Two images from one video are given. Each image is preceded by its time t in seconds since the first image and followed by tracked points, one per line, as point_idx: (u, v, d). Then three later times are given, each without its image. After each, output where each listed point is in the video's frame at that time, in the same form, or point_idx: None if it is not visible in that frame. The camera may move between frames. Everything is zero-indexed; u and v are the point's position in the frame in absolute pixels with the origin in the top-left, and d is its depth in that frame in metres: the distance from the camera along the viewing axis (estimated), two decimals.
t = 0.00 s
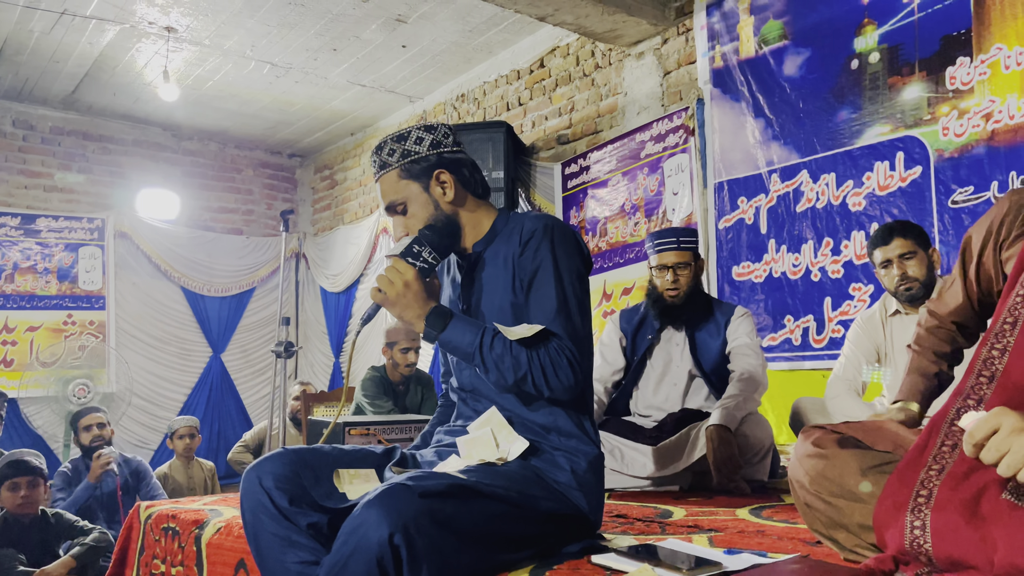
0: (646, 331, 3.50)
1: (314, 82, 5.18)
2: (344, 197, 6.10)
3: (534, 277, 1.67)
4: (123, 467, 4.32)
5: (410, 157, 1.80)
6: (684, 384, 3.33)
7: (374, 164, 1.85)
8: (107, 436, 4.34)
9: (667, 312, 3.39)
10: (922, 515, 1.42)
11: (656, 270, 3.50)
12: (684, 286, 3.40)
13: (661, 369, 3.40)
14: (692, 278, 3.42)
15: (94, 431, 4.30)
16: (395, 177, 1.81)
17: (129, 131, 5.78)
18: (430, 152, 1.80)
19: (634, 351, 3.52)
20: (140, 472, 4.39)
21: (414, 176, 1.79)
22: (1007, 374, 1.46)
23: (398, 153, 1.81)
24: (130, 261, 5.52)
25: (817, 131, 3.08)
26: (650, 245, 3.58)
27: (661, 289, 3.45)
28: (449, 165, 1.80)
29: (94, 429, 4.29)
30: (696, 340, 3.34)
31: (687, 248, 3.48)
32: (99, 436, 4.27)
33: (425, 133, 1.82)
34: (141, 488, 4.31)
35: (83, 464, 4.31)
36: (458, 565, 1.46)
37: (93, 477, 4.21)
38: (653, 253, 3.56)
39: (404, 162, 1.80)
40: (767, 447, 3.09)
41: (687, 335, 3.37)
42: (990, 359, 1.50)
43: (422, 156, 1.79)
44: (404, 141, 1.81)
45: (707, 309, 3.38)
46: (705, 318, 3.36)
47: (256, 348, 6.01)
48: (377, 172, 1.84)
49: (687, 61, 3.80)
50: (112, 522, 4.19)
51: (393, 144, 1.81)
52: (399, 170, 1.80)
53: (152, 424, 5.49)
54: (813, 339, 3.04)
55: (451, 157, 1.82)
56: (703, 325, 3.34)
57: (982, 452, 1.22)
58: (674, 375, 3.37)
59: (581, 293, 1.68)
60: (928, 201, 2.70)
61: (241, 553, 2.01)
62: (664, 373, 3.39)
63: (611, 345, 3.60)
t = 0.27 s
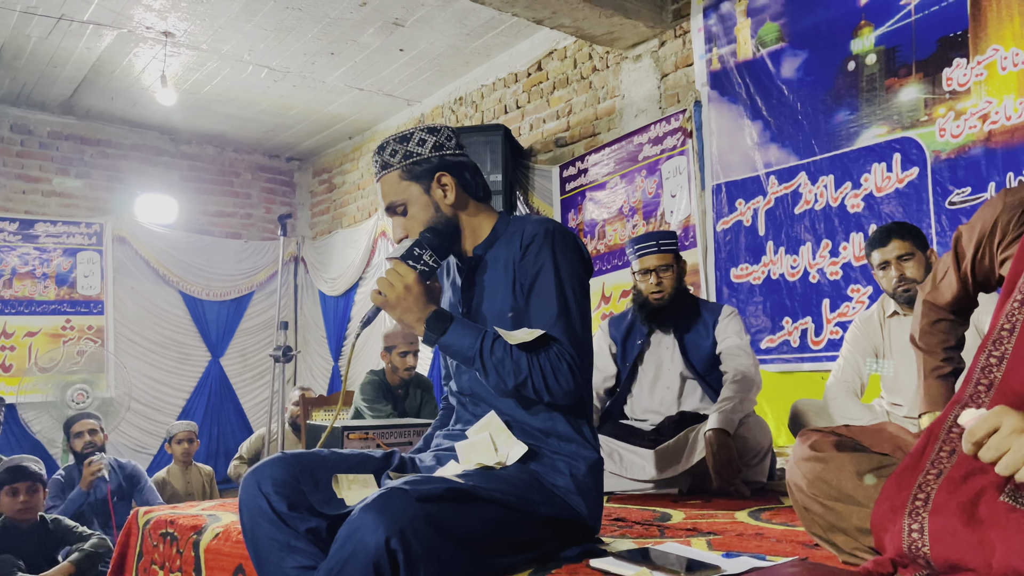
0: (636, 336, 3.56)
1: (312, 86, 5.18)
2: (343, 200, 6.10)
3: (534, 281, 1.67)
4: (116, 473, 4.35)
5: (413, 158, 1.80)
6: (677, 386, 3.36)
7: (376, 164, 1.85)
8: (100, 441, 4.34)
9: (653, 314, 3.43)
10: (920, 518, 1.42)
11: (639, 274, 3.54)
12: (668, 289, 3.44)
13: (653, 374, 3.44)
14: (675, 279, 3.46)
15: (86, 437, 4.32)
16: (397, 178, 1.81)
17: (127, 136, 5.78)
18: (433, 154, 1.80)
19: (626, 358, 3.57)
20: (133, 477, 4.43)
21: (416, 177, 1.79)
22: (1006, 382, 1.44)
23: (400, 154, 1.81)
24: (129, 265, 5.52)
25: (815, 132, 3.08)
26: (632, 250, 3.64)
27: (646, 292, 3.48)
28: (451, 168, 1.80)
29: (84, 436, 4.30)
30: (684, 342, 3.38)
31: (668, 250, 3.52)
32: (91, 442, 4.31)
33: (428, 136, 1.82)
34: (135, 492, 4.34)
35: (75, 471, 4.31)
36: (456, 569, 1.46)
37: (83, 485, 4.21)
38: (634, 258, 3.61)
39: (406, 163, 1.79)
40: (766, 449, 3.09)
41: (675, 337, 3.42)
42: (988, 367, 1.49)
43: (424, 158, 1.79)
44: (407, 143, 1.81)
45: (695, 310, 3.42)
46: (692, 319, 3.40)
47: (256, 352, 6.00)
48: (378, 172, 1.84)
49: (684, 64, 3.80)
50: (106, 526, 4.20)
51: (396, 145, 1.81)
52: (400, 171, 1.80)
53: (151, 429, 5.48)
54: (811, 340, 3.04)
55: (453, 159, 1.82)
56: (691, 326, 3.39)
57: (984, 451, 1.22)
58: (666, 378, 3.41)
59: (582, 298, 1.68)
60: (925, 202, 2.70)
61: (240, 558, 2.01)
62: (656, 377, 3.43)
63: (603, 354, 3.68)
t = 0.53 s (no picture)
0: (632, 339, 3.57)
1: (314, 89, 5.18)
2: (345, 203, 6.10)
3: (538, 284, 1.67)
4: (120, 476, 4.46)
5: (417, 162, 1.80)
6: (677, 387, 3.36)
7: (380, 166, 1.85)
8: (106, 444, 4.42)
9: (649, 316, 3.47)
10: (925, 520, 1.41)
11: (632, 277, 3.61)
12: (662, 290, 3.50)
13: (652, 376, 3.44)
14: (668, 280, 3.52)
15: (93, 439, 4.37)
16: (401, 182, 1.80)
17: (130, 139, 5.79)
18: (437, 158, 1.80)
19: (623, 362, 3.57)
20: (137, 482, 4.56)
21: (420, 181, 1.79)
22: (1011, 387, 1.44)
23: (405, 157, 1.81)
24: (132, 268, 5.53)
25: (817, 133, 3.08)
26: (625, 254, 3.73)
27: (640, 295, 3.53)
28: (456, 172, 1.80)
29: (92, 438, 4.35)
30: (682, 343, 3.41)
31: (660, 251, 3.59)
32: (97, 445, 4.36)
33: (433, 139, 1.82)
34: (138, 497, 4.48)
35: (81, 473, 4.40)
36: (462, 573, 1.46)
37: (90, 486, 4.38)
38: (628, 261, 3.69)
39: (411, 167, 1.79)
40: (769, 451, 3.11)
41: (672, 338, 3.45)
42: (994, 372, 1.48)
43: (429, 161, 1.79)
44: (412, 146, 1.81)
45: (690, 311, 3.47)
46: (688, 319, 3.44)
47: (258, 355, 6.01)
48: (382, 175, 1.84)
49: (686, 65, 3.80)
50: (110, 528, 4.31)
51: (400, 148, 1.81)
52: (405, 174, 1.80)
53: (154, 433, 5.49)
54: (815, 342, 3.03)
55: (458, 163, 1.81)
56: (687, 327, 3.42)
57: (987, 453, 1.21)
58: (665, 380, 3.41)
59: (585, 302, 1.68)
60: (928, 203, 2.69)
61: (244, 561, 2.01)
62: (656, 379, 3.43)
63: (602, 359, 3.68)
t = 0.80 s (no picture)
0: (642, 340, 3.51)
1: (321, 92, 5.19)
2: (351, 206, 6.11)
3: (543, 286, 1.67)
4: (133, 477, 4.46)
5: (420, 166, 1.80)
6: (687, 388, 3.32)
7: (384, 171, 1.85)
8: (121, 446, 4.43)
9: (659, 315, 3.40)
10: (937, 523, 1.41)
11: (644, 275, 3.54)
12: (674, 290, 3.40)
13: (661, 377, 3.40)
14: (683, 279, 3.42)
15: (110, 439, 4.38)
16: (404, 186, 1.81)
17: (137, 142, 5.80)
18: (440, 161, 1.80)
19: (633, 362, 3.52)
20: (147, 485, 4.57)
21: (424, 185, 1.79)
22: None
23: (407, 162, 1.81)
24: (138, 271, 5.54)
25: (825, 135, 3.07)
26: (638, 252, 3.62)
27: (652, 293, 3.43)
28: (459, 174, 1.80)
29: (109, 438, 4.35)
30: (692, 343, 3.35)
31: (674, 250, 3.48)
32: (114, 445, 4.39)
33: (436, 142, 1.82)
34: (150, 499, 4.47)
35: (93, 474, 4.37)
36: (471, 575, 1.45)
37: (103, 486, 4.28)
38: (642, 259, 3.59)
39: (414, 171, 1.80)
40: (777, 453, 3.08)
41: (682, 338, 3.38)
42: (1007, 376, 1.44)
43: (432, 165, 1.79)
44: (414, 150, 1.81)
45: (701, 310, 3.41)
46: (698, 320, 3.39)
47: (265, 357, 6.02)
48: (385, 180, 1.85)
49: (692, 67, 3.80)
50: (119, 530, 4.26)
51: (403, 152, 1.81)
52: (408, 179, 1.80)
53: (162, 435, 5.50)
54: (822, 344, 3.04)
55: (462, 165, 1.82)
56: (697, 327, 3.36)
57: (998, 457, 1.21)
58: (674, 381, 3.36)
59: (591, 304, 1.67)
60: (937, 204, 2.69)
61: (252, 563, 2.01)
62: (665, 380, 3.38)
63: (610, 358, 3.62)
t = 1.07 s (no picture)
0: (660, 341, 3.61)
1: (330, 95, 5.21)
2: (360, 209, 6.13)
3: (551, 289, 1.67)
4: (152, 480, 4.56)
5: (425, 173, 1.82)
6: (700, 391, 3.39)
7: (388, 179, 1.87)
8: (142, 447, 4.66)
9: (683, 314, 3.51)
10: (951, 527, 1.40)
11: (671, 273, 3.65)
12: (701, 291, 3.52)
13: (678, 378, 3.48)
14: (709, 282, 3.52)
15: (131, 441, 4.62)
16: (410, 194, 1.83)
17: (148, 146, 5.84)
18: (445, 168, 1.81)
19: (649, 361, 3.63)
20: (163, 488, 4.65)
21: (429, 192, 1.81)
22: None
23: (411, 169, 1.83)
24: (149, 273, 5.57)
25: (835, 138, 3.06)
26: (666, 250, 3.71)
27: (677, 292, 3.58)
28: (464, 179, 1.81)
29: (130, 439, 4.61)
30: (710, 346, 3.42)
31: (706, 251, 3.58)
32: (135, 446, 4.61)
33: (439, 149, 1.84)
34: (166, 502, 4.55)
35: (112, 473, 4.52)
36: None
37: (122, 486, 4.45)
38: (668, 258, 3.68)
39: (418, 179, 1.81)
40: (788, 457, 3.09)
41: (701, 340, 3.45)
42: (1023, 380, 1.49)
43: (436, 172, 1.81)
44: (418, 158, 1.83)
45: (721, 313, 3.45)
46: (718, 324, 3.42)
47: (275, 360, 6.04)
48: (390, 188, 1.87)
49: (702, 70, 3.80)
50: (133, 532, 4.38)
51: (407, 160, 1.84)
52: (414, 187, 1.82)
53: (172, 437, 5.52)
54: (833, 347, 3.00)
55: (466, 171, 1.83)
56: (717, 330, 3.41)
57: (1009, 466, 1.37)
58: (690, 384, 3.44)
59: (599, 306, 1.67)
60: (949, 206, 2.67)
61: (265, 565, 2.02)
62: (681, 382, 3.46)
63: (627, 357, 3.73)
